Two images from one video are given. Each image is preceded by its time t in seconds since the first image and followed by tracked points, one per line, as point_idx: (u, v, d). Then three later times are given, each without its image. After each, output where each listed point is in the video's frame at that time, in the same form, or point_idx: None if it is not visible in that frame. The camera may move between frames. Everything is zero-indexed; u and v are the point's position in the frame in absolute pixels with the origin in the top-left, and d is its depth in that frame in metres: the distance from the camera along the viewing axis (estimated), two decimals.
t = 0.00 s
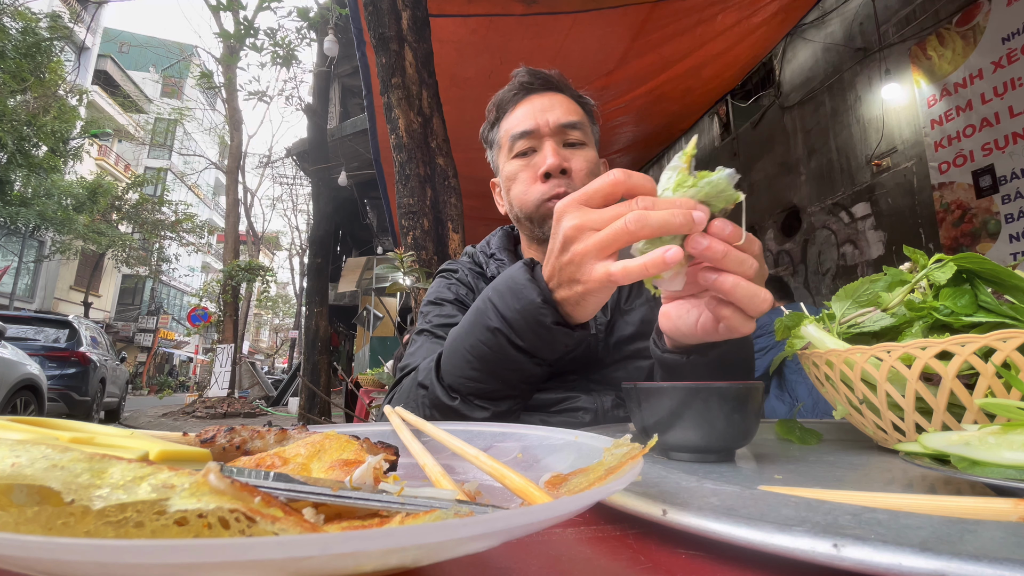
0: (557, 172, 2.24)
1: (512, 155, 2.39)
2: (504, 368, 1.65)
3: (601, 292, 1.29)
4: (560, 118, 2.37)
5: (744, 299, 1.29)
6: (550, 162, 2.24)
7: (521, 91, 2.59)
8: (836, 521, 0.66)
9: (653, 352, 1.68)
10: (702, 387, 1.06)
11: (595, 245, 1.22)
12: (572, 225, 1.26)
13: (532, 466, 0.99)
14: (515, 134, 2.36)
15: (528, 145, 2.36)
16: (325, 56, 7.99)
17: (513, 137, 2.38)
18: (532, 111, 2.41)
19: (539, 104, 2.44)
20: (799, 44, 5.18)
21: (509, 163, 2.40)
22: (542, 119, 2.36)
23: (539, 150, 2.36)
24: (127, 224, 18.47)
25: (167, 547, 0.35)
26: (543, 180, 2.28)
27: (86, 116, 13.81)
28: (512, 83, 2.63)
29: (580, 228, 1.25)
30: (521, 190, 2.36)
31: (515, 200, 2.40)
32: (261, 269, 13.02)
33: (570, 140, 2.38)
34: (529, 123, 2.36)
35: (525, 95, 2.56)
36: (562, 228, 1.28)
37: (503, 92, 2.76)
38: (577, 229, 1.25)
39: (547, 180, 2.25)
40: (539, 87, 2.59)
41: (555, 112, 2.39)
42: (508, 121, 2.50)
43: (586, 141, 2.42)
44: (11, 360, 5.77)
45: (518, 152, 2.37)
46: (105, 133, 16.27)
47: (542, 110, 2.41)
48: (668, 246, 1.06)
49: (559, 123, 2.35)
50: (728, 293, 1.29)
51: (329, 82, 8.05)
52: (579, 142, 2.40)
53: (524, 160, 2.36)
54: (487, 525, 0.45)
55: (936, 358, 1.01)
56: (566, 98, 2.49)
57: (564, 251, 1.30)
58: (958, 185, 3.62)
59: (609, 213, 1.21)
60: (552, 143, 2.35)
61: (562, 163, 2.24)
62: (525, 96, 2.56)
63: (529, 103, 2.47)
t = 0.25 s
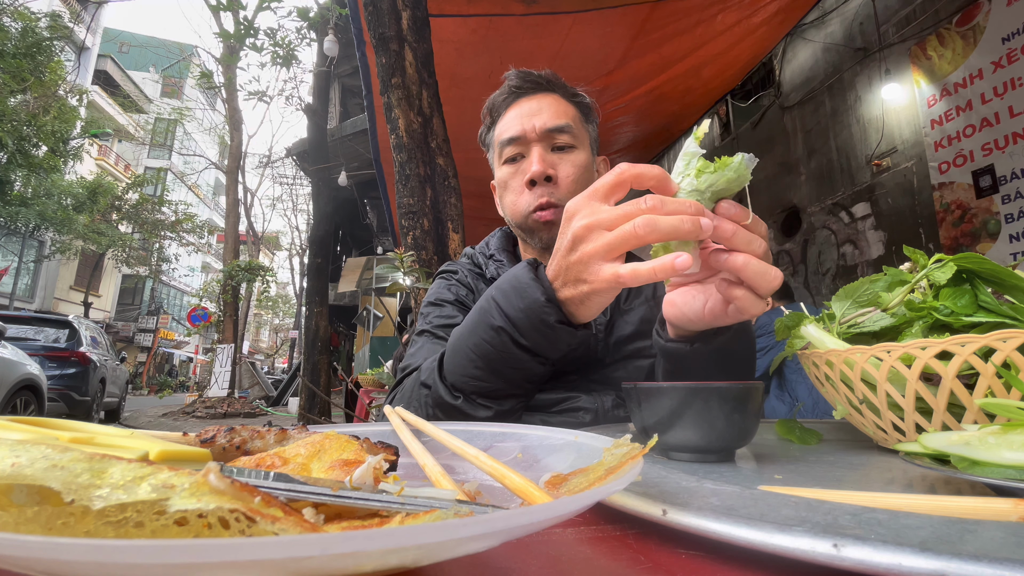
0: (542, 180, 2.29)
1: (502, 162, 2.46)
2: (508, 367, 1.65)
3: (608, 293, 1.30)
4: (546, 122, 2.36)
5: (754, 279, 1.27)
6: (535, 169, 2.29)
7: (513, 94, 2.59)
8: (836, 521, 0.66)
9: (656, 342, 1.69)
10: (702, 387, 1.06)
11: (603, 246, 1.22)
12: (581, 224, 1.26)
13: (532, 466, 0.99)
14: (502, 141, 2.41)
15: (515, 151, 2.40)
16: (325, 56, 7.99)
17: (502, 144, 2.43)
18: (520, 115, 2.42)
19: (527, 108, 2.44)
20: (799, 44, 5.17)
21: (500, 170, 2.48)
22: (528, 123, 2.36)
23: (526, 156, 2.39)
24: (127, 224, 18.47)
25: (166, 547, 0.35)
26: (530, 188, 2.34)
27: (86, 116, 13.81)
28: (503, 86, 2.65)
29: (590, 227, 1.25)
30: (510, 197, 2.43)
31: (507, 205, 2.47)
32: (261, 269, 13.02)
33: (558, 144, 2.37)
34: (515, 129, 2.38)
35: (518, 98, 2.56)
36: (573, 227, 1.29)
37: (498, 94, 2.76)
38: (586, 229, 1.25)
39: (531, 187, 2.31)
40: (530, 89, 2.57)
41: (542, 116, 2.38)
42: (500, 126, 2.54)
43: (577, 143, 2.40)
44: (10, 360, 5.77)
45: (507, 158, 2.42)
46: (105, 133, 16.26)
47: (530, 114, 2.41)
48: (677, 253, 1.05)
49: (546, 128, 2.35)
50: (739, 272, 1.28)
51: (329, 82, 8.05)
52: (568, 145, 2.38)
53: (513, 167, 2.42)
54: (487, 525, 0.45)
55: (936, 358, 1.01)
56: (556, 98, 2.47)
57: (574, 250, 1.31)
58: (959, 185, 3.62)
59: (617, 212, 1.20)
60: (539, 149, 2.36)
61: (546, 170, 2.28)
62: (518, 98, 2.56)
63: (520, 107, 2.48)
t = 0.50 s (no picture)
0: (539, 181, 2.29)
1: (499, 162, 2.46)
2: (507, 367, 1.65)
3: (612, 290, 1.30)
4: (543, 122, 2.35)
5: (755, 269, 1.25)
6: (532, 171, 2.29)
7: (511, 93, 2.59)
8: (836, 521, 0.66)
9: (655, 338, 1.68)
10: (702, 387, 1.06)
11: (606, 243, 1.22)
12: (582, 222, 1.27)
13: (532, 466, 0.99)
14: (499, 142, 2.41)
15: (512, 152, 2.40)
16: (325, 56, 7.99)
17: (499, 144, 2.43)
18: (517, 116, 2.42)
19: (524, 108, 2.44)
20: (799, 44, 5.17)
21: (498, 170, 2.49)
22: (525, 124, 2.36)
23: (524, 157, 2.40)
24: (127, 224, 18.47)
25: (165, 547, 0.35)
26: (527, 189, 2.34)
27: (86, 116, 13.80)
28: (499, 87, 2.65)
29: (590, 225, 1.25)
30: (507, 197, 2.44)
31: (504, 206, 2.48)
32: (261, 269, 13.02)
33: (555, 145, 2.36)
34: (512, 130, 2.38)
35: (515, 98, 2.56)
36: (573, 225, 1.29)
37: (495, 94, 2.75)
38: (585, 227, 1.26)
39: (528, 189, 2.32)
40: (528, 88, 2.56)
41: (539, 116, 2.37)
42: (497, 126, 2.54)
43: (575, 144, 2.39)
44: (10, 360, 5.76)
45: (504, 159, 2.43)
46: (105, 133, 16.25)
47: (526, 114, 2.40)
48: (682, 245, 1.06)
49: (543, 129, 2.34)
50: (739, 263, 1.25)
51: (328, 82, 8.04)
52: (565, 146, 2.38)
53: (510, 168, 2.43)
54: (487, 525, 0.45)
55: (936, 358, 1.01)
56: (553, 98, 2.46)
57: (575, 248, 1.31)
58: (959, 185, 3.62)
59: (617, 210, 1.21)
60: (536, 150, 2.36)
61: (542, 172, 2.28)
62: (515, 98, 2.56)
63: (517, 107, 2.47)
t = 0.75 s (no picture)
0: (536, 180, 2.28)
1: (497, 162, 2.47)
2: (508, 366, 1.65)
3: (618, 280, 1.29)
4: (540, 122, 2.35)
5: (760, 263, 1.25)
6: (529, 170, 2.28)
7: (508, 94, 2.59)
8: (836, 521, 0.66)
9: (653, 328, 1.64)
10: (702, 387, 1.06)
11: (609, 232, 1.22)
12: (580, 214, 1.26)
13: (532, 466, 0.99)
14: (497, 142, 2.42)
15: (510, 152, 2.41)
16: (325, 56, 7.99)
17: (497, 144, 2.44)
18: (515, 116, 2.42)
19: (522, 108, 2.44)
20: (799, 44, 5.18)
21: (496, 170, 2.49)
22: (522, 124, 2.36)
23: (521, 156, 2.40)
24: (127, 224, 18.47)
25: (164, 547, 0.35)
26: (525, 188, 2.33)
27: (86, 116, 13.80)
28: (498, 87, 2.65)
29: (589, 218, 1.25)
30: (506, 196, 2.44)
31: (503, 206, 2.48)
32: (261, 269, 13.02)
33: (553, 144, 2.36)
34: (510, 129, 2.39)
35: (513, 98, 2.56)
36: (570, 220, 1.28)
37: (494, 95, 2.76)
38: (586, 220, 1.25)
39: (526, 189, 2.31)
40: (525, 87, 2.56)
41: (536, 116, 2.37)
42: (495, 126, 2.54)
43: (572, 143, 2.39)
44: (10, 360, 5.76)
45: (502, 159, 2.43)
46: (104, 133, 16.24)
47: (524, 114, 2.40)
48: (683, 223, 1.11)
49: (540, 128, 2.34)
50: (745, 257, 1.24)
51: (329, 82, 8.04)
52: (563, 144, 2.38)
53: (508, 167, 2.43)
54: (486, 525, 0.45)
55: (936, 358, 1.01)
56: (551, 98, 2.46)
57: (574, 243, 1.30)
58: (959, 185, 3.62)
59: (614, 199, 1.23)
60: (534, 150, 2.36)
61: (540, 171, 2.28)
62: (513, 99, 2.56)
63: (515, 107, 2.48)
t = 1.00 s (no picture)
0: (533, 171, 2.26)
1: (498, 155, 2.47)
2: (507, 366, 1.65)
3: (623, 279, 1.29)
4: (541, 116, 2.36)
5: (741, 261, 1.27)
6: (526, 161, 2.27)
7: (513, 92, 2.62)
8: (836, 521, 0.66)
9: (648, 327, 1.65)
10: (702, 387, 1.06)
11: (610, 233, 1.22)
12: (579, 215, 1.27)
13: (532, 466, 0.99)
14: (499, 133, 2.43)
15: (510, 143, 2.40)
16: (325, 56, 7.99)
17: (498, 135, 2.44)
18: (518, 110, 2.43)
19: (525, 103, 2.45)
20: (799, 44, 5.18)
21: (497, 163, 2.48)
22: (524, 118, 2.37)
23: (521, 148, 2.39)
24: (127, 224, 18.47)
25: (165, 547, 0.35)
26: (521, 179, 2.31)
27: (86, 116, 13.81)
28: (503, 86, 2.68)
29: (591, 219, 1.25)
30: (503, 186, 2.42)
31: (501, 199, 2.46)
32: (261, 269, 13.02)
33: (552, 137, 2.36)
34: (511, 122, 2.40)
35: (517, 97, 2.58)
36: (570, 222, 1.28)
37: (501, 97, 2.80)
38: (587, 221, 1.25)
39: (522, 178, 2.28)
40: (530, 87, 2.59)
41: (538, 111, 2.38)
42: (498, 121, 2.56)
43: (572, 139, 2.38)
44: (10, 360, 5.76)
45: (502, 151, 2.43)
46: (105, 133, 16.24)
47: (527, 109, 2.41)
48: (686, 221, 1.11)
49: (540, 121, 2.34)
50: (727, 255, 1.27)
51: (329, 82, 8.04)
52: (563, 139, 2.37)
53: (508, 159, 2.42)
54: (487, 525, 0.45)
55: (936, 358, 1.01)
56: (553, 97, 2.47)
57: (575, 244, 1.30)
58: (958, 185, 3.62)
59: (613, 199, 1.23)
60: (533, 142, 2.35)
61: (537, 162, 2.26)
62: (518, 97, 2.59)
63: (518, 104, 2.49)
